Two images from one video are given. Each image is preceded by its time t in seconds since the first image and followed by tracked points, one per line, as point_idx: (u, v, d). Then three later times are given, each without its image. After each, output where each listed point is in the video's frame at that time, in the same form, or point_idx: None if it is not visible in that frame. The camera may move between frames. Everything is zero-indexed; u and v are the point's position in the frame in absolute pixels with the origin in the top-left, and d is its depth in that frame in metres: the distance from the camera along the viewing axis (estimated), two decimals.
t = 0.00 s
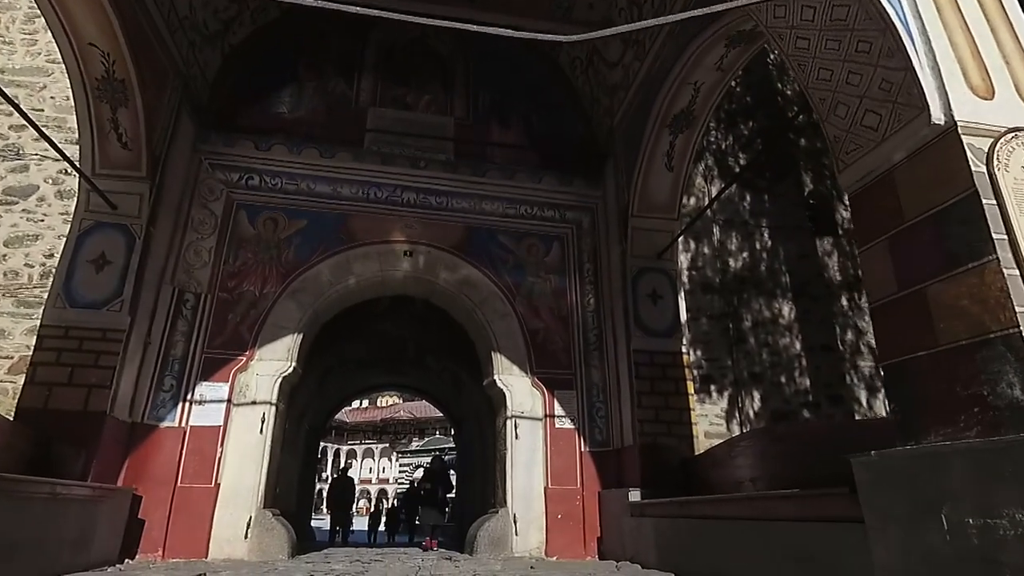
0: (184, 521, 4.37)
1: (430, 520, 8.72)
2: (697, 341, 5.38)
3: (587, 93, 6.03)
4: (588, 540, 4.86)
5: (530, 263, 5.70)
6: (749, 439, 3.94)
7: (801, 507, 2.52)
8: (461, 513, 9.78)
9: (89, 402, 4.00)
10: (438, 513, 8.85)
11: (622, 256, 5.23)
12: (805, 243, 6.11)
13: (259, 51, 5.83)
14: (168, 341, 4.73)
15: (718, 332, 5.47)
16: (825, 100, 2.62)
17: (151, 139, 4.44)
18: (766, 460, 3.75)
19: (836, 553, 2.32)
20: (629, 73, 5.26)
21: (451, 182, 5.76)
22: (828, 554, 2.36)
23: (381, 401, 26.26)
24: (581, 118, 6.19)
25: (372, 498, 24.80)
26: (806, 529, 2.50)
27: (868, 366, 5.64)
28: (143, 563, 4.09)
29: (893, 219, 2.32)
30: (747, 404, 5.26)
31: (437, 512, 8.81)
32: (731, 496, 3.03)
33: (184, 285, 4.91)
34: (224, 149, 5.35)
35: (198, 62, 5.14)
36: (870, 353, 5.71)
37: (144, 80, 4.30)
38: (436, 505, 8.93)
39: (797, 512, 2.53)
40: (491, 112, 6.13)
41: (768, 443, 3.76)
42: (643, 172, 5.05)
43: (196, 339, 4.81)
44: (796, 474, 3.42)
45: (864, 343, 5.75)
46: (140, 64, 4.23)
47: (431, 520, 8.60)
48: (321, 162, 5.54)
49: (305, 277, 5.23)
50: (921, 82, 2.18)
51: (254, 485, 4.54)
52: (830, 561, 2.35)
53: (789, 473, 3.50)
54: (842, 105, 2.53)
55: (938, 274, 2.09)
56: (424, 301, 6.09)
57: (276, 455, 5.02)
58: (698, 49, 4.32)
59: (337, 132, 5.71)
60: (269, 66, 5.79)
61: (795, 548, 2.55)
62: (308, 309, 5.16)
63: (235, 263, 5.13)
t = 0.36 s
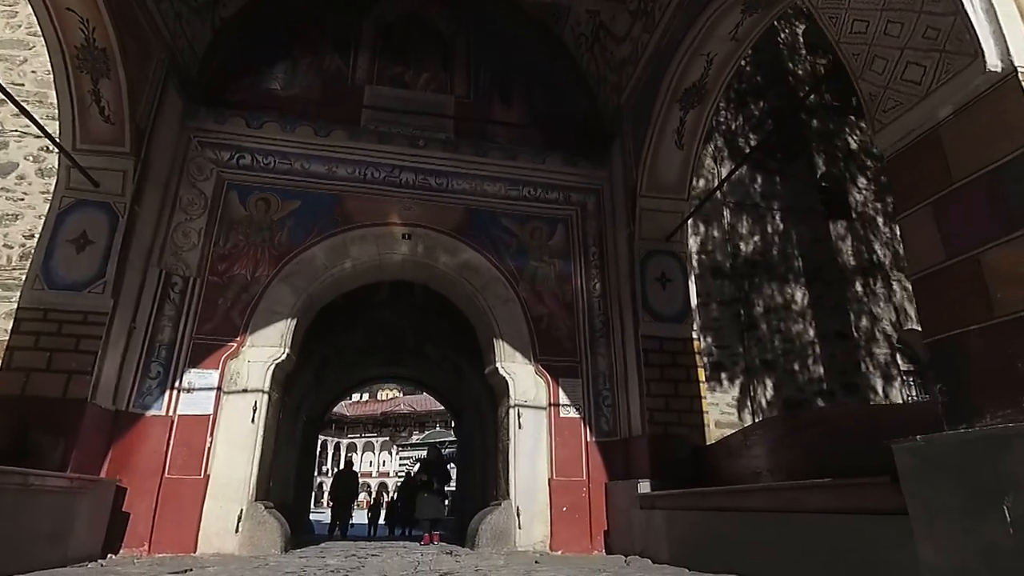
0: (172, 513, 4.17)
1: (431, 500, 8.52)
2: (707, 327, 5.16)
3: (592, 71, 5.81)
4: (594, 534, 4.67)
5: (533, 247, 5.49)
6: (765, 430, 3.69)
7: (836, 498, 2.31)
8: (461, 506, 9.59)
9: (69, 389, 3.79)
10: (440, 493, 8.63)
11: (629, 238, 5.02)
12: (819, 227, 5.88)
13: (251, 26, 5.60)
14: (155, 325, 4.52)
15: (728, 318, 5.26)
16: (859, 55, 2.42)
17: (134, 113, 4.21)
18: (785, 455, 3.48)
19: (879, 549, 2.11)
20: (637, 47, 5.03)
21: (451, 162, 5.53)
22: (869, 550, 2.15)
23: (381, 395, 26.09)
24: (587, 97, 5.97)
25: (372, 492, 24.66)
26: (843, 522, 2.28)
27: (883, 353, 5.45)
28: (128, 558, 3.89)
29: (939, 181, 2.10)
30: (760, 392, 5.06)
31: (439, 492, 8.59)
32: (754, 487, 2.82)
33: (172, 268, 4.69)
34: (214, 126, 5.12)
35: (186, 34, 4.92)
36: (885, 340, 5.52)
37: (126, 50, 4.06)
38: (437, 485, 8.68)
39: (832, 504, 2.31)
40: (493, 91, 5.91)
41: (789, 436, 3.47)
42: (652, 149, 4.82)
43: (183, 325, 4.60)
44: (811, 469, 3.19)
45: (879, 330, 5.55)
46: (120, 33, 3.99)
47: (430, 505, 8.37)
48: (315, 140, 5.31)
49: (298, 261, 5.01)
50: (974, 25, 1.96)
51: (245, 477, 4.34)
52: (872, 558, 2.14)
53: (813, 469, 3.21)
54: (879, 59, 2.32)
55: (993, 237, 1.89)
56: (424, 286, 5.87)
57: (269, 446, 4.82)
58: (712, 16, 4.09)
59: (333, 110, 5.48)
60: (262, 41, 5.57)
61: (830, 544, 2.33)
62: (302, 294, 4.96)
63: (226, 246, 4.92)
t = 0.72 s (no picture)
0: (160, 511, 3.98)
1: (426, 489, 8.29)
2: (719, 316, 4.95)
3: (600, 51, 5.57)
4: (602, 533, 4.48)
5: (538, 233, 5.28)
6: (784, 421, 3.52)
7: (881, 497, 2.09)
8: (461, 501, 9.41)
9: (49, 379, 3.58)
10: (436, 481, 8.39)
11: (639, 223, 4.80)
12: (834, 213, 5.66)
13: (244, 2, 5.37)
14: (143, 313, 4.30)
15: (742, 307, 5.05)
16: (905, 9, 2.19)
17: (119, 89, 3.98)
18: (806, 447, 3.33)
19: (935, 552, 1.89)
20: (648, 23, 4.80)
21: (453, 144, 5.31)
22: (923, 554, 1.94)
23: (381, 389, 25.90)
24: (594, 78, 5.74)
25: (372, 487, 24.50)
26: (890, 522, 2.07)
27: (901, 344, 5.25)
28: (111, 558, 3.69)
29: (1005, 143, 1.88)
30: (775, 384, 4.85)
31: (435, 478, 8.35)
32: (783, 484, 2.61)
33: (160, 253, 4.47)
34: (204, 106, 4.89)
35: (175, 9, 4.68)
36: (904, 331, 5.33)
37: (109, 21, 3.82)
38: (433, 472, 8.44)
39: (876, 502, 2.10)
40: (496, 72, 5.67)
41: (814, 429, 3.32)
42: (664, 130, 4.59)
43: (172, 313, 4.38)
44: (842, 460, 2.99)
45: (897, 320, 5.35)
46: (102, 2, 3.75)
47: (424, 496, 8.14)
48: (310, 121, 5.08)
49: (294, 247, 4.80)
50: None
51: (237, 472, 4.15)
52: (926, 562, 1.93)
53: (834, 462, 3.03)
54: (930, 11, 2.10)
55: None
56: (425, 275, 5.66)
57: (262, 440, 4.62)
58: None
59: (329, 90, 5.25)
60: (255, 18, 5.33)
61: (875, 546, 2.12)
62: (297, 281, 4.75)
63: (217, 230, 4.70)
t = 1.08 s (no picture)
0: (147, 506, 3.78)
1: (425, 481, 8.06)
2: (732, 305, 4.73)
3: (607, 28, 5.35)
4: (610, 529, 4.28)
5: (543, 218, 5.09)
6: (794, 416, 3.29)
7: (934, 489, 1.89)
8: (462, 496, 9.22)
9: (25, 366, 3.37)
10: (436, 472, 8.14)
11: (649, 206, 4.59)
12: (851, 198, 5.44)
13: None
14: (129, 298, 4.09)
15: (755, 295, 4.85)
16: None
17: (102, 61, 3.76)
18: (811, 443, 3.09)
19: (1003, 551, 1.69)
20: None
21: (454, 125, 5.09)
22: (986, 553, 1.74)
23: (380, 385, 25.72)
24: (600, 58, 5.52)
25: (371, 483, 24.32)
26: (944, 517, 1.88)
27: (921, 334, 5.05)
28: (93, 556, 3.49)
29: None
30: (791, 375, 4.66)
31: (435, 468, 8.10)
32: (816, 476, 2.41)
33: (147, 236, 4.25)
34: (194, 83, 4.67)
35: None
36: (923, 320, 5.12)
37: None
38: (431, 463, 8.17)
39: (929, 495, 1.90)
40: (499, 50, 5.45)
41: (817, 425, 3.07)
42: (676, 107, 4.37)
43: (160, 298, 4.17)
44: (851, 457, 2.76)
45: (917, 308, 5.15)
46: None
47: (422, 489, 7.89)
48: (305, 99, 4.85)
49: (288, 231, 4.59)
50: None
51: (228, 465, 3.95)
52: (990, 562, 1.73)
53: (850, 458, 2.81)
54: None
55: None
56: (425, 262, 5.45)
57: (256, 432, 4.42)
58: None
59: (325, 68, 5.03)
60: None
61: (926, 543, 1.92)
62: (292, 267, 4.55)
63: (208, 213, 4.49)
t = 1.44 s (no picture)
0: (131, 501, 3.57)
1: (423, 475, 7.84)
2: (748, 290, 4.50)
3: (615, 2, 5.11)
4: (621, 526, 4.06)
5: (549, 201, 4.86)
6: (819, 406, 3.06)
7: (998, 481, 1.67)
8: (464, 492, 9.02)
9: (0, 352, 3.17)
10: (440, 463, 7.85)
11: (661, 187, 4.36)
12: (871, 181, 5.20)
13: None
14: (113, 283, 3.87)
15: (772, 281, 4.62)
16: None
17: (83, 28, 3.54)
18: (839, 434, 2.86)
19: None
20: None
21: (456, 103, 4.86)
22: None
23: (381, 381, 25.53)
24: (609, 35, 5.28)
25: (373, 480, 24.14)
26: (1009, 514, 1.65)
27: (946, 322, 4.82)
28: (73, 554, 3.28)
29: None
30: (810, 365, 4.43)
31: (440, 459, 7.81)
32: (852, 470, 2.19)
33: (133, 217, 4.03)
34: (183, 58, 4.45)
35: None
36: (948, 308, 4.88)
37: None
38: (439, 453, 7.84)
39: (992, 488, 1.68)
40: (503, 27, 5.21)
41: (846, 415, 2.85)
42: (690, 81, 4.13)
43: (146, 282, 3.95)
44: (886, 449, 2.54)
45: (941, 296, 4.91)
46: None
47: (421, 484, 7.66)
48: (300, 75, 4.63)
49: (282, 213, 4.37)
50: None
51: (217, 458, 3.74)
52: None
53: (883, 450, 2.59)
54: None
55: None
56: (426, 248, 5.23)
57: (248, 424, 4.21)
58: None
59: (321, 44, 4.80)
60: None
61: (989, 542, 1.70)
62: (286, 251, 4.33)
63: (198, 194, 4.27)
